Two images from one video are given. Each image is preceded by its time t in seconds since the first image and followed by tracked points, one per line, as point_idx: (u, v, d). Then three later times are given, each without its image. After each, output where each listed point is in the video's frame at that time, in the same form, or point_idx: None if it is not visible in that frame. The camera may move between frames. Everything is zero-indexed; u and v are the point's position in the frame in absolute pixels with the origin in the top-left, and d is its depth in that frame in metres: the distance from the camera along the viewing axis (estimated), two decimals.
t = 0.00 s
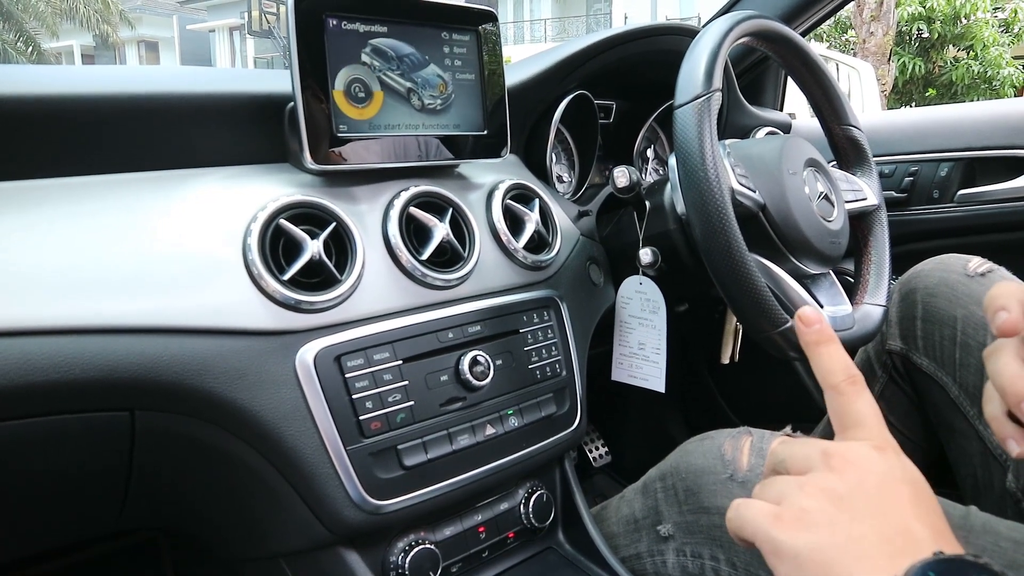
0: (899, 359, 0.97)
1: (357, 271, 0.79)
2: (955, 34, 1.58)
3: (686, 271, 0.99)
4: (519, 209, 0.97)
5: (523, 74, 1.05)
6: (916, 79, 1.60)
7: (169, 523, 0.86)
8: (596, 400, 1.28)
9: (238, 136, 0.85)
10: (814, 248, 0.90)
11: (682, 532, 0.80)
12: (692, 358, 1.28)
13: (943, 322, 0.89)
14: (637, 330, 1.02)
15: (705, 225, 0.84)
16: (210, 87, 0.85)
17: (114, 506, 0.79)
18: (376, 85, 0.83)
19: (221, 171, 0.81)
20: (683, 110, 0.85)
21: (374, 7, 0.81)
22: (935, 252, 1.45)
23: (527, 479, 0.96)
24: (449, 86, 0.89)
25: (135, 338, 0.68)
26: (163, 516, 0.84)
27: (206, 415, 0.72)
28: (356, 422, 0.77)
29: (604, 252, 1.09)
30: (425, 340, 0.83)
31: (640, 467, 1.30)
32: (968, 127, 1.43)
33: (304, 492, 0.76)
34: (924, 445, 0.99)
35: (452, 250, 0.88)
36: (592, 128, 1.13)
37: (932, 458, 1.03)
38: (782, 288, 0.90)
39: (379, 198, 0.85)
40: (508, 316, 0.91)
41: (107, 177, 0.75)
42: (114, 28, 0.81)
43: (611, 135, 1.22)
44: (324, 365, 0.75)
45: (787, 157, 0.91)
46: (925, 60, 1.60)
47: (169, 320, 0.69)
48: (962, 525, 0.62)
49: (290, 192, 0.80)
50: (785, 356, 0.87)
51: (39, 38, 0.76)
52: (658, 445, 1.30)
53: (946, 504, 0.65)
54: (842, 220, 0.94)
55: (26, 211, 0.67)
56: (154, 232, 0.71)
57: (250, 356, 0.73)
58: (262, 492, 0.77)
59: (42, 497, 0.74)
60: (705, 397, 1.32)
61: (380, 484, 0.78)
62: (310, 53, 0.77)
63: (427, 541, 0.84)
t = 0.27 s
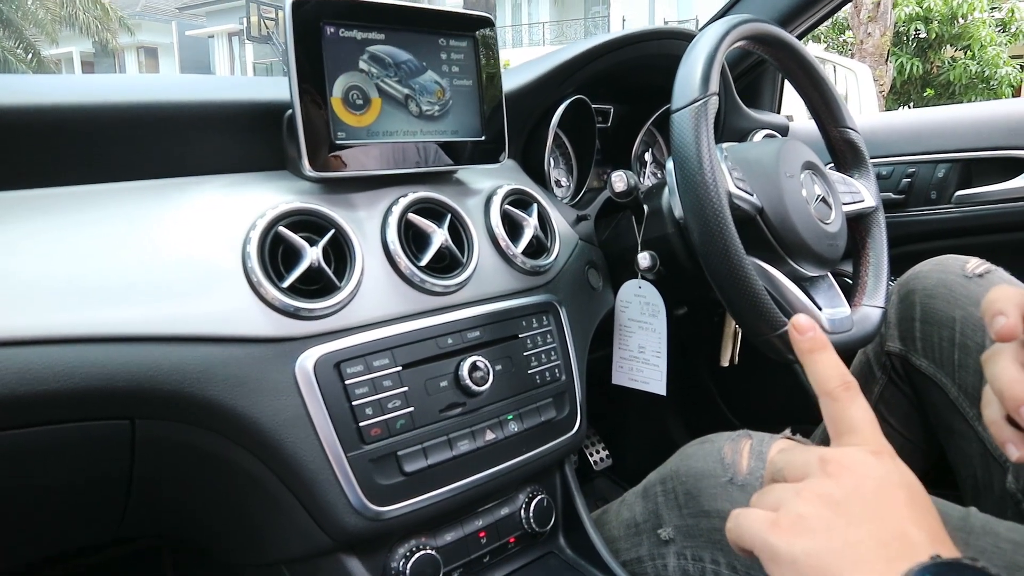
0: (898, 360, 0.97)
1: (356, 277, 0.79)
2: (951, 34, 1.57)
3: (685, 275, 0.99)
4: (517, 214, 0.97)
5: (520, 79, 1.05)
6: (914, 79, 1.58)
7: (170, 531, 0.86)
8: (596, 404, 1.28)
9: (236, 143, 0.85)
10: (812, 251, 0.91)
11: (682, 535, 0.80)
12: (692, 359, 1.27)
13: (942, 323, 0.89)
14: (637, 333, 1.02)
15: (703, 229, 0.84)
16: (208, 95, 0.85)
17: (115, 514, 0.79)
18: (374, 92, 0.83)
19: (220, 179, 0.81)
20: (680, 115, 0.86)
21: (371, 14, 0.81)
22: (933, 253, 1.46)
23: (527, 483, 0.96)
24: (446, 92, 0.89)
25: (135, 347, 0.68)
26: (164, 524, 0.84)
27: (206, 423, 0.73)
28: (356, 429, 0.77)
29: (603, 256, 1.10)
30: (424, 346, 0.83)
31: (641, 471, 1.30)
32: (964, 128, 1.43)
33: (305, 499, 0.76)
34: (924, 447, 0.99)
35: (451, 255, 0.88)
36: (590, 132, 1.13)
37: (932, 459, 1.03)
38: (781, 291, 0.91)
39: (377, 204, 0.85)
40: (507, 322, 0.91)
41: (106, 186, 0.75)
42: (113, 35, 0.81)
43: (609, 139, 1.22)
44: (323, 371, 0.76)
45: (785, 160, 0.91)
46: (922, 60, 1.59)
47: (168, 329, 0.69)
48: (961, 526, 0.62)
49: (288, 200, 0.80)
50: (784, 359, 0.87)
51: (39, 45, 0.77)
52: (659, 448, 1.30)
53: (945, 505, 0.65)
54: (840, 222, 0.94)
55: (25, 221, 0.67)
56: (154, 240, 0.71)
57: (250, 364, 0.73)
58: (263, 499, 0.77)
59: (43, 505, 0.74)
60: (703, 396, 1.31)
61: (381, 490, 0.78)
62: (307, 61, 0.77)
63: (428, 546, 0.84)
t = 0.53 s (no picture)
0: (896, 366, 0.97)
1: (353, 290, 0.80)
2: (947, 39, 1.58)
3: (681, 283, 0.99)
4: (513, 225, 0.98)
5: (515, 91, 1.06)
6: (910, 85, 1.60)
7: (169, 546, 0.86)
8: (595, 413, 1.28)
9: (233, 159, 0.86)
10: (807, 258, 0.91)
11: (682, 545, 0.79)
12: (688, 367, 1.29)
13: (939, 329, 0.90)
14: (633, 343, 1.02)
15: (698, 239, 0.84)
16: (205, 111, 0.86)
17: (114, 530, 0.79)
18: (370, 106, 0.84)
19: (217, 194, 0.82)
20: (674, 125, 0.86)
21: (366, 29, 0.82)
22: (929, 259, 1.46)
23: (527, 494, 0.96)
24: (442, 105, 0.90)
25: (133, 363, 0.68)
26: (163, 540, 0.84)
27: (204, 438, 0.73)
28: (355, 442, 0.77)
29: (600, 265, 1.10)
30: (421, 358, 0.83)
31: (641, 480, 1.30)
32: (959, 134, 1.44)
33: (304, 512, 0.76)
34: (923, 453, 0.99)
35: (448, 267, 0.88)
36: (586, 143, 1.14)
37: (931, 465, 1.03)
38: (777, 299, 0.91)
39: (374, 218, 0.86)
40: (504, 333, 0.91)
41: (104, 203, 0.76)
42: (113, 49, 0.80)
43: (605, 149, 1.23)
44: (321, 385, 0.76)
45: (779, 168, 0.91)
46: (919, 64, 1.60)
47: (166, 344, 0.70)
48: (960, 533, 0.63)
49: (285, 215, 0.80)
50: (781, 367, 0.87)
51: (38, 60, 0.76)
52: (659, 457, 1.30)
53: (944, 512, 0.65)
54: (835, 229, 0.95)
55: (23, 239, 0.68)
56: (151, 257, 0.72)
57: (248, 378, 0.73)
58: (262, 513, 0.77)
59: (43, 522, 0.74)
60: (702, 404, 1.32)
61: (380, 503, 0.79)
62: (303, 76, 0.78)
63: (427, 558, 0.85)
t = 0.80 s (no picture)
0: (894, 371, 0.97)
1: (351, 299, 0.80)
2: (945, 42, 1.59)
3: (679, 290, 1.00)
4: (511, 233, 0.98)
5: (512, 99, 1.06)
6: (908, 88, 1.60)
7: (169, 556, 0.86)
8: (594, 420, 1.29)
9: (231, 169, 0.86)
10: (804, 265, 0.91)
11: (681, 552, 0.79)
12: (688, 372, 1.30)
13: (937, 334, 0.90)
14: (630, 350, 1.02)
15: (695, 246, 0.84)
16: (203, 122, 0.86)
17: (113, 540, 0.80)
18: (367, 115, 0.84)
19: (215, 205, 0.82)
20: (671, 133, 0.87)
21: (363, 39, 0.82)
22: (927, 264, 1.46)
23: (526, 501, 0.96)
24: (439, 113, 0.90)
25: (132, 373, 0.68)
26: (163, 550, 0.84)
27: (203, 448, 0.73)
28: (353, 451, 0.77)
29: (598, 272, 1.10)
30: (419, 366, 0.83)
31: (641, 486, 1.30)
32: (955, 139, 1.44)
33: (303, 521, 0.76)
34: (921, 458, 0.99)
35: (446, 276, 0.89)
36: (583, 150, 1.15)
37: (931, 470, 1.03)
38: (775, 305, 0.91)
39: (371, 227, 0.86)
40: (502, 341, 0.91)
41: (103, 214, 0.76)
42: (112, 55, 0.80)
43: (602, 156, 1.23)
44: (320, 394, 0.76)
45: (776, 175, 0.92)
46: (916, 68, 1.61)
47: (165, 355, 0.70)
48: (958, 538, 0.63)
49: (283, 224, 0.80)
50: (779, 373, 0.88)
51: (38, 67, 0.76)
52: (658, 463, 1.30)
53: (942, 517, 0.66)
54: (832, 235, 0.95)
55: (22, 251, 0.68)
56: (150, 267, 0.72)
57: (246, 388, 0.73)
58: (261, 523, 0.77)
59: (43, 533, 0.75)
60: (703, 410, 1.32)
61: (379, 511, 0.79)
62: (300, 86, 0.78)
63: (427, 566, 0.85)
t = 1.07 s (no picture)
0: (891, 376, 0.97)
1: (350, 307, 0.80)
2: (941, 48, 1.63)
3: (677, 296, 1.00)
4: (509, 239, 0.98)
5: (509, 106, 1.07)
6: (905, 94, 1.62)
7: (168, 563, 0.86)
8: (593, 426, 1.29)
9: (230, 178, 0.87)
10: (801, 270, 0.92)
11: (679, 557, 0.79)
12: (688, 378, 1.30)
13: (933, 339, 0.90)
14: (628, 356, 1.02)
15: (693, 253, 0.85)
16: (203, 130, 0.87)
17: (113, 548, 0.80)
18: (365, 123, 0.85)
19: (214, 212, 0.83)
20: (668, 140, 0.87)
21: (362, 48, 0.83)
22: (924, 269, 1.47)
23: (525, 507, 0.96)
24: (437, 121, 0.91)
25: (131, 380, 0.69)
26: (162, 557, 0.85)
27: (202, 455, 0.73)
28: (352, 458, 0.78)
29: (596, 278, 1.11)
30: (418, 373, 0.83)
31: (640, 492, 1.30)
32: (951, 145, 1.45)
33: (302, 528, 0.77)
34: (919, 463, 0.99)
35: (444, 283, 0.89)
36: (581, 157, 1.15)
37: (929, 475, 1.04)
38: (773, 312, 0.90)
39: (370, 234, 0.86)
40: (501, 347, 0.92)
41: (102, 223, 0.77)
42: (113, 63, 0.81)
43: (600, 163, 1.23)
44: (318, 402, 0.76)
45: (772, 182, 0.92)
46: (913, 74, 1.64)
47: (164, 362, 0.70)
48: (956, 544, 0.63)
49: (282, 232, 0.81)
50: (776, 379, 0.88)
51: (39, 75, 0.76)
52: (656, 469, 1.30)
53: (938, 522, 0.66)
54: (828, 241, 0.95)
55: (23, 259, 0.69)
56: (149, 275, 0.73)
57: (245, 395, 0.73)
58: (260, 529, 0.78)
59: (42, 540, 0.75)
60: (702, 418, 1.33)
61: (378, 518, 0.79)
62: (298, 95, 0.79)
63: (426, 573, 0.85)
